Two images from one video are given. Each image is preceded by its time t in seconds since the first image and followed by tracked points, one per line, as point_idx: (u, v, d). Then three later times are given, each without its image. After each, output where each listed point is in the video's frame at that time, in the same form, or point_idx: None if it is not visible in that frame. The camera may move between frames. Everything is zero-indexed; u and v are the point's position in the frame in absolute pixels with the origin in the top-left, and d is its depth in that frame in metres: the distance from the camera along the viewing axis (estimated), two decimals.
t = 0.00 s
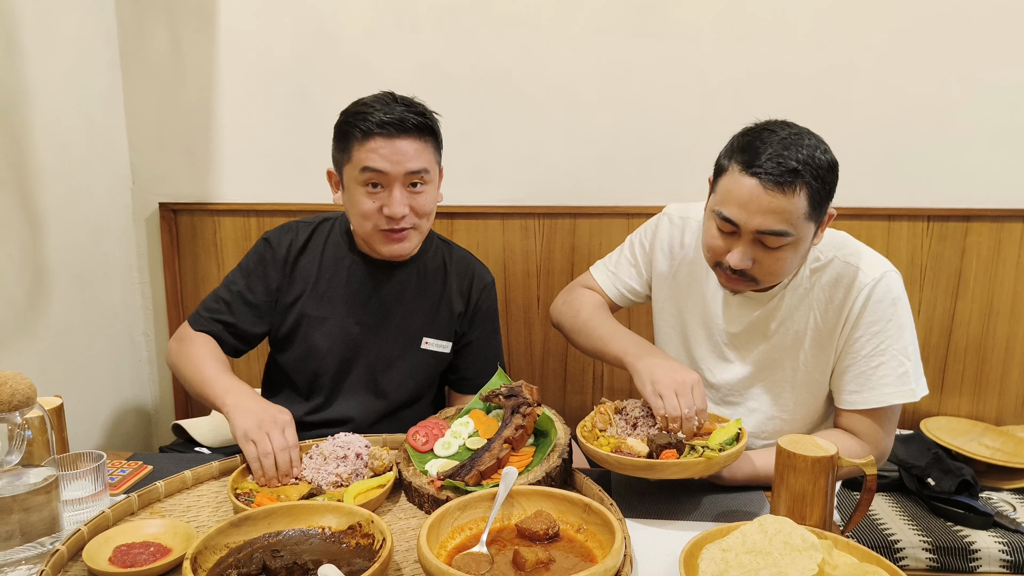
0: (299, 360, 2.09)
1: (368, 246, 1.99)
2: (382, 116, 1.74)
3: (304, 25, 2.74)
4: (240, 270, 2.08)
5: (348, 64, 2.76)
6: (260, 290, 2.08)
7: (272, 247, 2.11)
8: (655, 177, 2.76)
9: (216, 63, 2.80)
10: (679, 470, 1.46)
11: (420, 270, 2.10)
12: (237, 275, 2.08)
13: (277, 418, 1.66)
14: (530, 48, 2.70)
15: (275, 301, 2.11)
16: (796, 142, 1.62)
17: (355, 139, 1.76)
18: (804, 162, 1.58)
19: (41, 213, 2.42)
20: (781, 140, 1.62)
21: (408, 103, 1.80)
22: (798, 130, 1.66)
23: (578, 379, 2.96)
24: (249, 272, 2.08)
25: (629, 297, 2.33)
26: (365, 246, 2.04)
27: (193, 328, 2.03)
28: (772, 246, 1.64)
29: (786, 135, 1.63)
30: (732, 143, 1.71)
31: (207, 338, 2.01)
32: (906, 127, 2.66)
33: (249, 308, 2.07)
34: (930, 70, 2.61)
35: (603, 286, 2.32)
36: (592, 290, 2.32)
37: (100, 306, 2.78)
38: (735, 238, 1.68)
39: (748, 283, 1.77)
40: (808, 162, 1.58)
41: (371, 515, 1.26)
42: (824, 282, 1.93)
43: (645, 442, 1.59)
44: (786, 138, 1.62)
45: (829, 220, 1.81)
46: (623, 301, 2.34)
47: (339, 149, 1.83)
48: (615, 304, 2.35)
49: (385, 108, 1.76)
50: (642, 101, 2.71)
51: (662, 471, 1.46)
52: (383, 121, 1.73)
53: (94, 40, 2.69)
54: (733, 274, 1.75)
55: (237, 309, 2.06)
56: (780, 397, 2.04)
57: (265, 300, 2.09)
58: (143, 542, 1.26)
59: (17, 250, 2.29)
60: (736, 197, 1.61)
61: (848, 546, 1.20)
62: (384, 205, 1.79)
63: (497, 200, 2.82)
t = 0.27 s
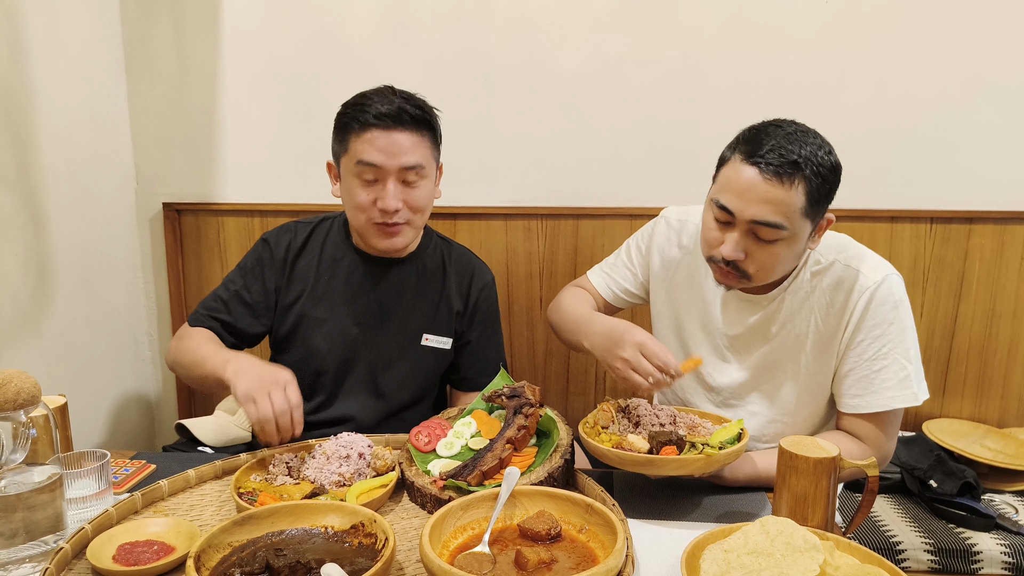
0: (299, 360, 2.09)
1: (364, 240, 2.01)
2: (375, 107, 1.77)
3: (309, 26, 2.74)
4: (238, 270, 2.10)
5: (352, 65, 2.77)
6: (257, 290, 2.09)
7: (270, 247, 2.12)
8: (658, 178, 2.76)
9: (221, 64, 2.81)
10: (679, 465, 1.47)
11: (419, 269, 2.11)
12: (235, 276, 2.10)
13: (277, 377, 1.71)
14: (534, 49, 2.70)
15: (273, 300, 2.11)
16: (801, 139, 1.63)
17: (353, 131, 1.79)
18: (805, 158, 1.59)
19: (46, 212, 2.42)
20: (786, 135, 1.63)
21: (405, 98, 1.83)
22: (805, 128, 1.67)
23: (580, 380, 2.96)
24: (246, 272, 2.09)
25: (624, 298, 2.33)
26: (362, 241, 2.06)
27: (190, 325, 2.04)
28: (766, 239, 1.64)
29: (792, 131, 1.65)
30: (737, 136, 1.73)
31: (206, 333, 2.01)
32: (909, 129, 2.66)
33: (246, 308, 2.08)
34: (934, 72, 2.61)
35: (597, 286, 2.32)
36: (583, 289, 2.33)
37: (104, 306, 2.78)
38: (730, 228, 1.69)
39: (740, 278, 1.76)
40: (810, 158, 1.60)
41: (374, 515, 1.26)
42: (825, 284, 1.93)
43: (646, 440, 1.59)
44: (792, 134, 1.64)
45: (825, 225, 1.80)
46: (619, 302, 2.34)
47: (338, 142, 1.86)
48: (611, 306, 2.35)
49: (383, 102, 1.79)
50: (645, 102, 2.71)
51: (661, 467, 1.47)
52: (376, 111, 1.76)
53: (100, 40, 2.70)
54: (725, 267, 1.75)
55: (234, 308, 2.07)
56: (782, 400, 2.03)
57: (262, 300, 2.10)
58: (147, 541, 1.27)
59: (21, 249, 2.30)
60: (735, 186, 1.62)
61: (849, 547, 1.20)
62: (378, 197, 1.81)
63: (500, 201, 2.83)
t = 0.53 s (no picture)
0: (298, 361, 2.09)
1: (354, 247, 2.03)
2: (352, 144, 1.72)
3: (310, 27, 2.75)
4: (239, 271, 2.10)
5: (353, 67, 2.77)
6: (257, 288, 2.10)
7: (270, 248, 2.12)
8: (658, 179, 2.76)
9: (221, 65, 2.81)
10: (674, 462, 1.47)
11: (418, 270, 2.11)
12: (235, 275, 2.10)
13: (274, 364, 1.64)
14: (534, 50, 2.71)
15: (274, 299, 2.12)
16: (783, 133, 1.64)
17: (335, 161, 1.75)
18: (782, 151, 1.60)
19: (47, 213, 2.43)
20: (768, 129, 1.64)
21: (389, 127, 1.76)
22: (791, 124, 1.68)
23: (581, 381, 2.96)
24: (246, 271, 2.09)
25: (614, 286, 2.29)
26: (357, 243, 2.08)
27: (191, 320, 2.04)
28: (740, 231, 1.65)
29: (775, 126, 1.66)
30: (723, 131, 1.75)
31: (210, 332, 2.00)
32: (909, 130, 2.66)
33: (246, 305, 2.09)
34: (935, 72, 2.61)
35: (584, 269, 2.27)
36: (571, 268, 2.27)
37: (104, 307, 2.78)
38: (709, 220, 1.70)
39: (719, 274, 1.77)
40: (787, 152, 1.60)
41: (375, 516, 1.26)
42: (820, 289, 1.94)
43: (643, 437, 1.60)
44: (774, 128, 1.65)
45: (811, 223, 1.78)
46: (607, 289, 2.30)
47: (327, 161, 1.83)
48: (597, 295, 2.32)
49: (364, 135, 1.73)
50: (645, 102, 2.71)
51: (656, 463, 1.47)
52: (351, 149, 1.71)
53: (101, 41, 2.71)
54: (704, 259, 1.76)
55: (234, 305, 2.07)
56: (781, 403, 2.03)
57: (264, 299, 2.12)
58: (147, 542, 1.27)
59: (22, 250, 2.30)
60: (713, 177, 1.64)
61: (850, 547, 1.20)
62: (357, 225, 1.80)
63: (501, 202, 2.83)
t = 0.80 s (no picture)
0: (298, 362, 2.10)
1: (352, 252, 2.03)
2: (357, 152, 1.72)
3: (312, 27, 2.75)
4: (240, 268, 2.11)
5: (355, 67, 2.77)
6: (257, 286, 2.11)
7: (273, 247, 2.13)
8: (660, 179, 2.76)
9: (223, 65, 2.82)
10: (673, 462, 1.47)
11: (420, 273, 2.11)
12: (236, 274, 2.11)
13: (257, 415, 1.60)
14: (536, 50, 2.71)
15: (273, 298, 2.13)
16: (768, 137, 1.65)
17: (339, 169, 1.76)
18: (765, 155, 1.60)
19: (48, 212, 2.43)
20: (751, 133, 1.65)
21: (399, 139, 1.77)
22: (776, 128, 1.69)
23: (582, 382, 2.96)
24: (247, 270, 2.10)
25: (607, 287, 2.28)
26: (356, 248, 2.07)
27: (191, 318, 2.07)
28: (726, 236, 1.65)
29: (760, 130, 1.67)
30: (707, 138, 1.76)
31: (205, 327, 2.03)
32: (910, 130, 2.66)
33: (245, 304, 2.10)
34: (936, 73, 2.61)
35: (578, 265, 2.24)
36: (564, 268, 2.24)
37: (106, 307, 2.79)
38: (695, 226, 1.71)
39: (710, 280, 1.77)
40: (770, 156, 1.61)
41: (376, 516, 1.26)
42: (816, 296, 1.94)
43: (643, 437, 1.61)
44: (758, 133, 1.66)
45: (801, 227, 1.79)
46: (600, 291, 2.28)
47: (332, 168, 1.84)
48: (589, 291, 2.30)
49: (370, 144, 1.73)
50: (646, 103, 2.71)
51: (655, 463, 1.47)
52: (356, 157, 1.71)
53: (102, 41, 2.71)
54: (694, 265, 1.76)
55: (233, 303, 2.08)
56: (779, 406, 2.03)
57: (263, 299, 2.12)
58: (149, 542, 1.27)
59: (23, 250, 2.30)
60: (696, 183, 1.65)
61: (851, 548, 1.20)
62: (357, 233, 1.80)
63: (502, 203, 2.83)
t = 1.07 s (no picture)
0: (300, 366, 2.10)
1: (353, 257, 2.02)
2: (361, 154, 1.72)
3: (313, 30, 2.76)
4: (242, 277, 2.13)
5: (355, 69, 2.78)
6: (258, 295, 2.11)
7: (274, 253, 2.13)
8: (659, 182, 2.77)
9: (224, 67, 2.82)
10: (674, 465, 1.47)
11: (421, 278, 2.11)
12: (238, 281, 2.12)
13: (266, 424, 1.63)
14: (536, 53, 2.71)
15: (275, 306, 2.13)
16: (759, 155, 1.63)
17: (344, 173, 1.76)
18: (761, 175, 1.58)
19: (49, 215, 2.43)
20: (744, 151, 1.63)
21: (404, 141, 1.77)
22: (765, 143, 1.66)
23: (582, 385, 2.96)
24: (249, 278, 2.11)
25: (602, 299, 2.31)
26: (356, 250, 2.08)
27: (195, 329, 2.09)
28: (730, 260, 1.65)
29: (749, 147, 1.65)
30: (697, 156, 1.73)
31: (210, 339, 2.05)
32: (909, 132, 2.67)
33: (246, 312, 2.11)
34: (935, 75, 2.62)
35: (571, 280, 2.31)
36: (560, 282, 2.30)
37: (106, 309, 2.79)
38: (696, 251, 1.69)
39: (715, 300, 1.77)
40: (766, 175, 1.59)
41: (376, 518, 1.27)
42: (814, 301, 1.93)
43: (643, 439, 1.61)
44: (749, 151, 1.63)
45: (797, 240, 1.81)
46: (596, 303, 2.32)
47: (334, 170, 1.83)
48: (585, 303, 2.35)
49: (374, 146, 1.73)
50: (646, 105, 2.72)
51: (655, 465, 1.47)
52: (359, 159, 1.72)
53: (103, 43, 2.71)
54: (696, 289, 1.76)
55: (235, 312, 2.10)
56: (778, 410, 2.04)
57: (265, 306, 2.12)
58: (149, 544, 1.27)
59: (24, 252, 2.30)
60: (694, 209, 1.63)
61: (850, 550, 1.20)
62: (361, 236, 1.81)
63: (502, 205, 2.84)
